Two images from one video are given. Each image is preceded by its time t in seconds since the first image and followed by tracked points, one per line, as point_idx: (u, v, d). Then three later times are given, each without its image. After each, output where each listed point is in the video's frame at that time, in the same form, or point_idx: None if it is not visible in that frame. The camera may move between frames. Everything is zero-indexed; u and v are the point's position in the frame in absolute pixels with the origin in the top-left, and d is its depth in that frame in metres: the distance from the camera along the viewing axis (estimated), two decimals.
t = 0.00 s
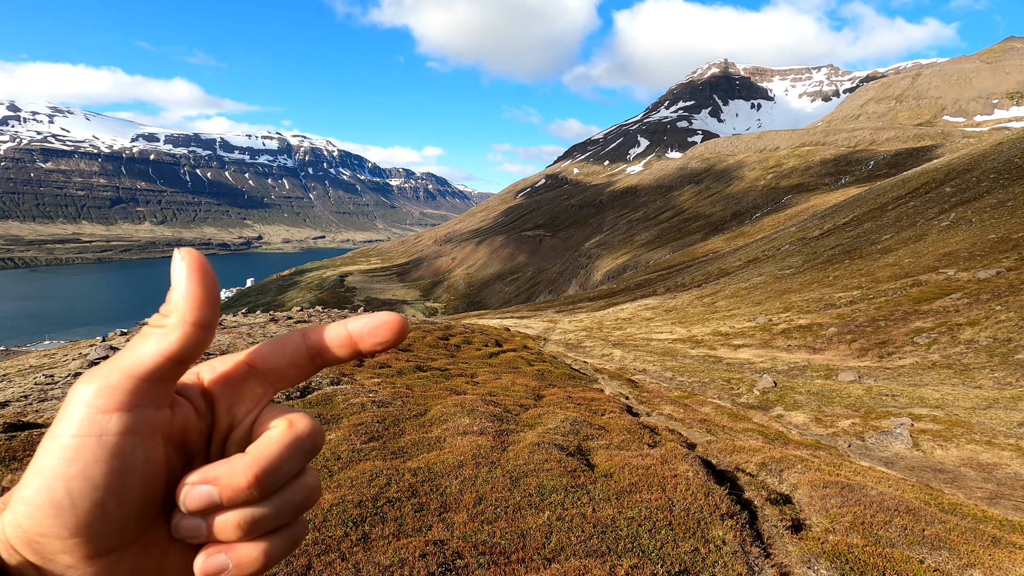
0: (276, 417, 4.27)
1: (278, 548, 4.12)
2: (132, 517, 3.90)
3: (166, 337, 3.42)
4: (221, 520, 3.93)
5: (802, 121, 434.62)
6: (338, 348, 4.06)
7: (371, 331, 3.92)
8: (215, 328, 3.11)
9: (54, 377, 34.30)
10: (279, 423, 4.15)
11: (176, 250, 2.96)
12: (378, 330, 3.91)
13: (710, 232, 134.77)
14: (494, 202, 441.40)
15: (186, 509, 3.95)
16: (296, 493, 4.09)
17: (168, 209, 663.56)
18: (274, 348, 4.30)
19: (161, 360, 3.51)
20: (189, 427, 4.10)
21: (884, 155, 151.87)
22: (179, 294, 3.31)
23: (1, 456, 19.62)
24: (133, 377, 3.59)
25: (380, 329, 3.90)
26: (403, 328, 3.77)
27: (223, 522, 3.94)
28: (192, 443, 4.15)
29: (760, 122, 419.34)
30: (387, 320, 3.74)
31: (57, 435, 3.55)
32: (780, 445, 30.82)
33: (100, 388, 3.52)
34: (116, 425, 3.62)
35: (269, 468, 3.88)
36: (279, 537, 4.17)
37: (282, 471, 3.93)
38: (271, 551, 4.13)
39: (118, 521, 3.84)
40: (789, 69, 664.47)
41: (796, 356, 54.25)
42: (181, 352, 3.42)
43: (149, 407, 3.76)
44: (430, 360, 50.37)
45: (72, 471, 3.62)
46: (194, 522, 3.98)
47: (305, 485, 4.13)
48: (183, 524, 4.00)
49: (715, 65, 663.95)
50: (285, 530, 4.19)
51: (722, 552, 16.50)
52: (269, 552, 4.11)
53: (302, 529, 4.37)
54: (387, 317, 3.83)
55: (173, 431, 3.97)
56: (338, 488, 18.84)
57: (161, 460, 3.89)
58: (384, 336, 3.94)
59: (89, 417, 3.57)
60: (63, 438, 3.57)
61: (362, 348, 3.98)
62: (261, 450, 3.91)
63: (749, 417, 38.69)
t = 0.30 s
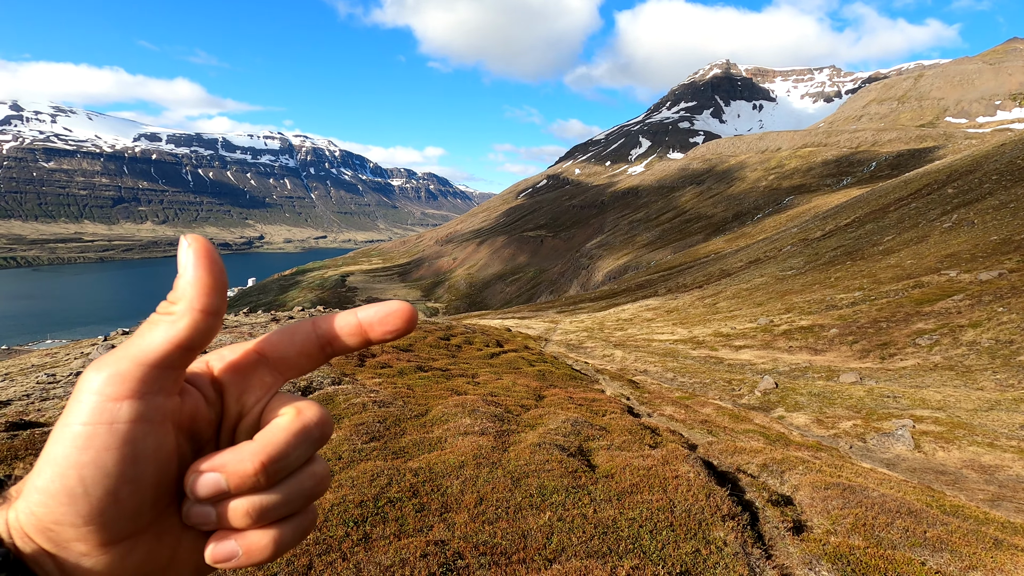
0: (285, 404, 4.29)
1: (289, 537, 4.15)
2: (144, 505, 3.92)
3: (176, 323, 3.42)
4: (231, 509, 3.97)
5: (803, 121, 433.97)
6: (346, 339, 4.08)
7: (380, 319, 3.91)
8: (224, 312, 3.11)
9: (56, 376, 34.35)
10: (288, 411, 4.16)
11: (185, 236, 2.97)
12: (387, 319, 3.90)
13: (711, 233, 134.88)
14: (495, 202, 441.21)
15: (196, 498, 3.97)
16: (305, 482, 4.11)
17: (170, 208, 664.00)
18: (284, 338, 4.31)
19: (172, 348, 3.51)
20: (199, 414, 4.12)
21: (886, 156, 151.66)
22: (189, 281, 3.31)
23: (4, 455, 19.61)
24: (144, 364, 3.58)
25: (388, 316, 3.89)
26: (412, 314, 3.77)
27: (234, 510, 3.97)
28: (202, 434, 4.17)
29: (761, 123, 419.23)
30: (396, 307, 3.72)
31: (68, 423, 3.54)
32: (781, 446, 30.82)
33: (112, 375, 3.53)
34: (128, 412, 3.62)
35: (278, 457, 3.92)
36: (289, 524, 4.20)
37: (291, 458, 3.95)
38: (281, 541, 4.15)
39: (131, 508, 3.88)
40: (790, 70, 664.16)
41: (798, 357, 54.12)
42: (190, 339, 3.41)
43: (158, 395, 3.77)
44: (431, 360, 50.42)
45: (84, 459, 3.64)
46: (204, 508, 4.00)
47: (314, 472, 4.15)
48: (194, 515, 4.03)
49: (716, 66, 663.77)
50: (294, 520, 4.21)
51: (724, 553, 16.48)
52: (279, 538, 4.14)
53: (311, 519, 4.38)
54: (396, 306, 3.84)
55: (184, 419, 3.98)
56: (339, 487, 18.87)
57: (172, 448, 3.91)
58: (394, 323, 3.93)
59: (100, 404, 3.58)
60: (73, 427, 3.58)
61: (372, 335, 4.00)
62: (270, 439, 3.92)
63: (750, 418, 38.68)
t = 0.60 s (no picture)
0: (282, 402, 4.30)
1: (287, 532, 4.17)
2: (144, 501, 3.93)
3: (171, 321, 3.41)
4: (229, 504, 3.98)
5: (803, 122, 434.06)
6: (341, 337, 4.07)
7: (373, 318, 3.93)
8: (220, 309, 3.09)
9: (55, 377, 34.37)
10: (283, 406, 4.16)
11: (179, 233, 2.97)
12: (381, 315, 3.92)
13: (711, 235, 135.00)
14: (494, 203, 441.00)
15: (194, 494, 3.99)
16: (301, 479, 4.11)
17: (169, 210, 663.95)
18: (280, 335, 4.31)
19: (168, 345, 3.48)
20: (196, 413, 4.09)
21: (885, 158, 151.68)
22: (185, 279, 3.33)
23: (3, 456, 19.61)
24: (141, 361, 3.57)
25: (381, 314, 3.91)
26: (405, 309, 3.79)
27: (231, 505, 3.99)
28: (201, 434, 4.18)
29: (761, 124, 419.18)
30: (391, 302, 3.75)
31: (66, 422, 3.55)
32: (780, 448, 30.85)
33: (108, 375, 3.52)
34: (125, 410, 3.62)
35: (273, 453, 3.92)
36: (288, 518, 4.22)
37: (285, 456, 3.98)
38: (279, 539, 4.16)
39: (131, 503, 3.88)
40: (790, 72, 664.70)
41: (797, 359, 54.12)
42: (185, 337, 3.38)
43: (155, 392, 3.76)
44: (430, 361, 50.38)
45: (82, 456, 3.63)
46: (201, 506, 4.02)
47: (309, 468, 4.16)
48: (193, 513, 4.04)
49: (716, 67, 664.18)
50: (292, 513, 4.23)
51: (724, 555, 16.46)
52: (277, 534, 4.15)
53: (309, 516, 4.37)
54: (389, 302, 3.86)
55: (181, 417, 3.99)
56: (338, 489, 18.83)
57: (166, 447, 3.90)
58: (389, 321, 3.94)
59: (98, 402, 3.57)
60: (72, 425, 3.58)
61: (367, 334, 4.00)
62: (265, 436, 3.93)
63: (750, 420, 38.69)
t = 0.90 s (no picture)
0: (276, 400, 4.31)
1: (280, 531, 4.17)
2: (140, 498, 3.93)
3: (168, 318, 3.43)
4: (223, 502, 3.98)
5: (803, 122, 434.29)
6: (338, 336, 4.08)
7: (369, 320, 3.92)
8: (215, 306, 3.07)
9: (55, 377, 34.41)
10: (277, 404, 4.16)
11: (175, 230, 2.97)
12: (377, 316, 3.91)
13: (711, 235, 135.15)
14: (494, 203, 440.99)
15: (187, 492, 4.00)
16: (295, 478, 4.11)
17: (170, 210, 663.81)
18: (276, 334, 4.29)
19: (163, 341, 3.48)
20: (192, 410, 4.11)
21: (885, 158, 151.65)
22: (180, 276, 3.33)
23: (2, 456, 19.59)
24: (135, 358, 3.55)
25: (377, 314, 3.90)
26: (403, 308, 3.77)
27: (225, 504, 3.99)
28: (197, 433, 4.19)
29: (761, 125, 419.06)
30: (390, 302, 3.75)
31: (60, 419, 3.54)
32: (781, 448, 30.81)
33: (103, 374, 3.51)
34: (120, 407, 3.60)
35: (267, 453, 3.92)
36: (282, 517, 4.21)
37: (279, 455, 3.98)
38: (273, 537, 4.17)
39: (126, 502, 3.87)
40: (790, 72, 664.92)
41: (797, 359, 54.16)
42: (183, 333, 3.39)
43: (150, 389, 3.73)
44: (430, 362, 50.37)
45: (77, 455, 3.62)
46: (194, 504, 4.02)
47: (303, 468, 4.17)
48: (188, 512, 4.04)
49: (716, 67, 664.15)
50: (287, 512, 4.24)
51: (725, 555, 16.46)
52: (270, 532, 4.16)
53: (305, 514, 4.38)
54: (385, 303, 3.86)
55: (176, 414, 4.00)
56: (338, 489, 18.81)
57: (161, 446, 3.89)
58: (386, 321, 3.93)
59: (93, 399, 3.57)
60: (67, 422, 3.56)
61: (363, 334, 3.99)
62: (258, 437, 3.92)
63: (750, 420, 38.68)
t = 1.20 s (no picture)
0: (278, 401, 4.32)
1: (280, 533, 4.17)
2: (141, 502, 3.93)
3: (168, 322, 3.43)
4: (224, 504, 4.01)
5: (803, 122, 433.79)
6: (337, 342, 4.06)
7: (367, 327, 3.90)
8: (215, 310, 3.06)
9: (57, 377, 34.43)
10: (276, 409, 4.15)
11: (175, 234, 2.95)
12: (377, 321, 3.87)
13: (711, 236, 135.30)
14: (495, 203, 440.88)
15: (187, 496, 4.01)
16: (295, 480, 4.11)
17: (170, 210, 664.10)
18: (275, 338, 4.28)
19: (164, 346, 3.49)
20: (193, 411, 4.11)
21: (886, 159, 151.51)
22: (180, 281, 3.34)
23: (4, 457, 19.62)
24: (135, 363, 3.54)
25: (375, 320, 3.88)
26: (402, 311, 3.70)
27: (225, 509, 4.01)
28: (198, 437, 4.20)
29: (762, 125, 419.09)
30: (390, 306, 3.71)
31: (61, 424, 3.54)
32: (781, 449, 30.82)
33: (104, 379, 3.52)
34: (121, 412, 3.60)
35: (266, 457, 3.94)
36: (280, 520, 4.22)
37: (277, 458, 4.00)
38: (274, 538, 4.19)
39: (129, 504, 3.88)
40: (791, 72, 664.82)
41: (798, 360, 54.10)
42: (182, 337, 3.39)
43: (151, 392, 3.73)
44: (431, 362, 50.34)
45: (79, 457, 3.62)
46: (193, 506, 4.01)
47: (302, 469, 4.17)
48: (186, 516, 4.03)
49: (716, 68, 664.24)
50: (285, 513, 4.24)
51: (726, 556, 16.45)
52: (267, 534, 4.16)
53: (304, 516, 4.36)
54: (383, 307, 3.79)
55: (176, 417, 4.01)
56: (339, 490, 18.82)
57: (161, 450, 3.89)
58: (386, 324, 3.89)
59: (94, 404, 3.57)
60: (68, 427, 3.57)
61: (363, 338, 3.95)
62: (258, 440, 3.91)
63: (752, 421, 38.66)
